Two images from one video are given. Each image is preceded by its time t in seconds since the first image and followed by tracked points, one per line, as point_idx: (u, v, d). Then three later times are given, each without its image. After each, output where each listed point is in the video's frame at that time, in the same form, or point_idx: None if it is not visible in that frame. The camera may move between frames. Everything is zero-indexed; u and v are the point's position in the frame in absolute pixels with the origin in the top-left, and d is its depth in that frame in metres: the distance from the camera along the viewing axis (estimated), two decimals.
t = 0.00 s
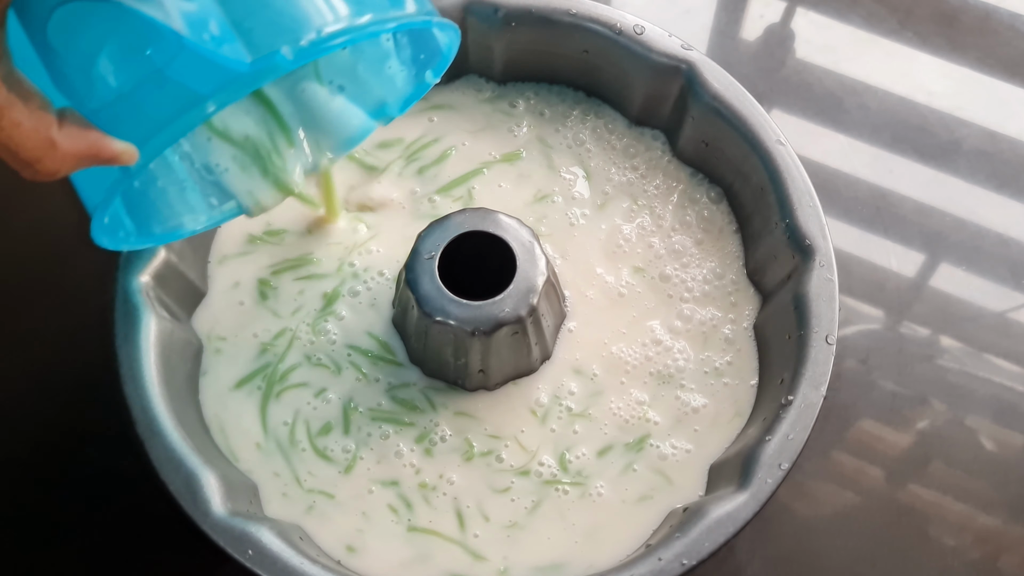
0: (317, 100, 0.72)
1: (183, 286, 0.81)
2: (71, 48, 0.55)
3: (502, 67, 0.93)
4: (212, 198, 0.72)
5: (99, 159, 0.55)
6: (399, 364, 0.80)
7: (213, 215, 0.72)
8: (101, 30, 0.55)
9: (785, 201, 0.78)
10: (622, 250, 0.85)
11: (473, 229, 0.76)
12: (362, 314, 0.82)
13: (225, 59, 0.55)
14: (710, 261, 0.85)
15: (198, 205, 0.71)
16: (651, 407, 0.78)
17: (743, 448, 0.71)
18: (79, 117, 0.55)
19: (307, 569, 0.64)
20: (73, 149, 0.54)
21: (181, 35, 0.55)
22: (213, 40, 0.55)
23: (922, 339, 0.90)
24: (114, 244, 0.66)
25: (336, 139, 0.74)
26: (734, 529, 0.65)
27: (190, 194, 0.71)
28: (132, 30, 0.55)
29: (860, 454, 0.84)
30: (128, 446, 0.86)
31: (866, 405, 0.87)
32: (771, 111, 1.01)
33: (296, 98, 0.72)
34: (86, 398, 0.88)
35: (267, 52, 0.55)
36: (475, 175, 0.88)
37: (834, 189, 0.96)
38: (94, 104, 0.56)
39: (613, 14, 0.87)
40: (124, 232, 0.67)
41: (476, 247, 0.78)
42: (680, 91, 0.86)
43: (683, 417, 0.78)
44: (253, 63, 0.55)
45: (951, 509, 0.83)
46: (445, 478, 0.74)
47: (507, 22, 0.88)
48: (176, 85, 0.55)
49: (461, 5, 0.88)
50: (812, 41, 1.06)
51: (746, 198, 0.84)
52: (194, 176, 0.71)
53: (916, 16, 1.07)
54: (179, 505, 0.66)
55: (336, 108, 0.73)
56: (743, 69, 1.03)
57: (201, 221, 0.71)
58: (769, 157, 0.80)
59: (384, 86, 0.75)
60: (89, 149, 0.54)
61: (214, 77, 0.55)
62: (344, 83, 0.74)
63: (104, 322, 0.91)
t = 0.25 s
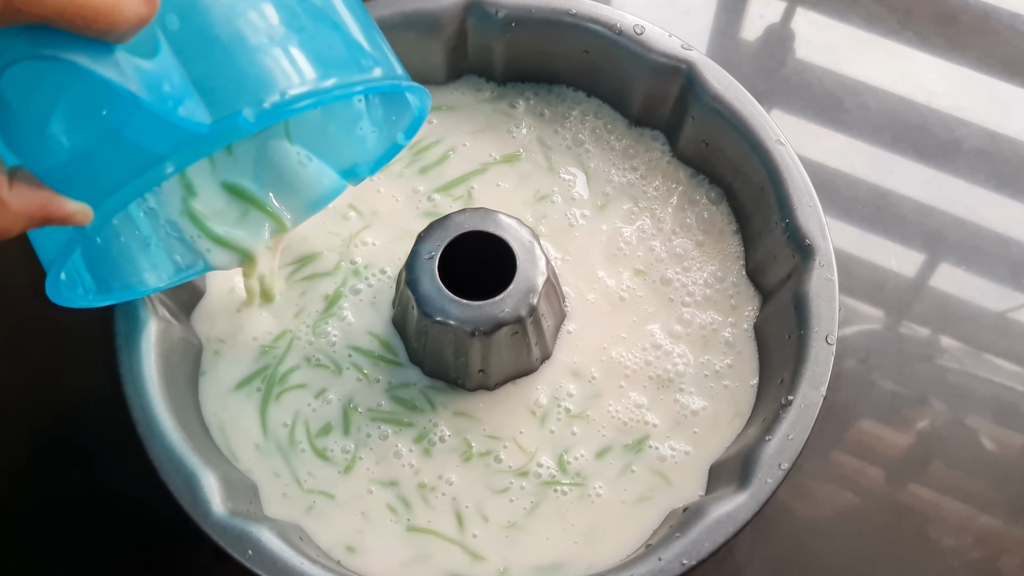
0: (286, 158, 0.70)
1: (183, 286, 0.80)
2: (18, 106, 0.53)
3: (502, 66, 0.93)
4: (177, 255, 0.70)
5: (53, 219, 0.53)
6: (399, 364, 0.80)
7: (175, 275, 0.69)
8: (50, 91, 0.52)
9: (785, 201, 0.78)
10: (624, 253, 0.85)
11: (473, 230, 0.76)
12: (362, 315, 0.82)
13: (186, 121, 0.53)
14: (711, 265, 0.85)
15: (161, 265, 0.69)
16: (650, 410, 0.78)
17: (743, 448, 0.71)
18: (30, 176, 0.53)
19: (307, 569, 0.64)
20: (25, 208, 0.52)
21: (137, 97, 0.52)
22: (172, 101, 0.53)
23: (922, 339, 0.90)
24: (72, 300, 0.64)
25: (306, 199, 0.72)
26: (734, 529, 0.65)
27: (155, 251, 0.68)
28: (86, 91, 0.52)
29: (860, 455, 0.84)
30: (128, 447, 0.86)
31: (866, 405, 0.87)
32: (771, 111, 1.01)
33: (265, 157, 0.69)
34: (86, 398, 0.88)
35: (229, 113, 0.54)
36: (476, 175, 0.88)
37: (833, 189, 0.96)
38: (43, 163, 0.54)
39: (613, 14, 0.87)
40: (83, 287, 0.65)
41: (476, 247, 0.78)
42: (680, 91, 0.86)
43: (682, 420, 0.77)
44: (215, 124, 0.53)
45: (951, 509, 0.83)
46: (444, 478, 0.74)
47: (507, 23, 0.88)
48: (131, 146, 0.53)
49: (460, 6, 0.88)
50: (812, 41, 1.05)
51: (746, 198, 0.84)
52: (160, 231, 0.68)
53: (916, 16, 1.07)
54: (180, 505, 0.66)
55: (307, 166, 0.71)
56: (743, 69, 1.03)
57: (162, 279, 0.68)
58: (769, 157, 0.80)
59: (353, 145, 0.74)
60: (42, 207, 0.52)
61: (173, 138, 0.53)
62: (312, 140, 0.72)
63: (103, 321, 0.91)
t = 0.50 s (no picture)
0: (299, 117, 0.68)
1: (182, 284, 0.80)
2: (16, 115, 0.52)
3: (502, 65, 0.92)
4: (194, 221, 0.65)
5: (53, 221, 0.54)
6: (399, 364, 0.79)
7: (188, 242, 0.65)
8: (48, 100, 0.52)
9: (786, 201, 0.78)
10: (623, 251, 0.84)
11: (473, 229, 0.76)
12: (363, 315, 0.81)
13: (185, 128, 0.52)
14: (711, 263, 0.85)
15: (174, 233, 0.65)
16: (649, 410, 0.77)
17: (743, 448, 0.70)
18: (32, 180, 0.53)
19: (307, 569, 0.63)
20: (26, 214, 0.53)
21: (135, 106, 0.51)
22: (172, 107, 0.52)
23: (922, 339, 0.89)
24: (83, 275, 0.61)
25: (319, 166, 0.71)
26: (734, 529, 0.65)
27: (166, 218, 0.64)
28: (82, 104, 0.51)
29: (860, 455, 0.84)
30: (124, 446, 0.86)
31: (867, 406, 0.86)
32: (771, 111, 1.01)
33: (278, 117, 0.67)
34: (82, 396, 0.87)
35: (230, 115, 0.53)
36: (477, 174, 0.88)
37: (833, 189, 0.96)
38: (43, 170, 0.53)
39: (613, 13, 0.86)
40: (95, 260, 0.62)
41: (475, 246, 0.78)
42: (681, 90, 0.86)
43: (681, 419, 0.77)
44: (216, 128, 0.52)
45: (951, 510, 0.83)
46: (444, 479, 0.74)
47: (507, 22, 0.88)
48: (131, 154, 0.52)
49: (460, 4, 0.88)
50: (812, 41, 1.05)
51: (747, 198, 0.84)
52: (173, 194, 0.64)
53: (916, 16, 1.06)
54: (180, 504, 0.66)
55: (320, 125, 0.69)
56: (743, 69, 1.02)
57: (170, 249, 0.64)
58: (769, 156, 0.79)
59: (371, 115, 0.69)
60: (41, 212, 0.53)
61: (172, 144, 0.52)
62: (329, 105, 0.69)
63: (100, 320, 0.90)
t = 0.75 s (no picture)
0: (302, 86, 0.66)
1: (182, 284, 0.80)
2: (15, 111, 0.52)
3: (502, 65, 0.92)
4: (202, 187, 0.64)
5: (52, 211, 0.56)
6: (399, 364, 0.79)
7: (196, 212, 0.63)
8: (46, 96, 0.52)
9: (786, 201, 0.78)
10: (623, 250, 0.84)
11: (473, 229, 0.76)
12: (364, 315, 0.81)
13: (183, 119, 0.52)
14: (711, 263, 0.85)
15: (184, 201, 0.64)
16: (649, 409, 0.77)
17: (742, 448, 0.71)
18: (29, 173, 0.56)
19: (307, 569, 0.63)
20: (26, 206, 0.56)
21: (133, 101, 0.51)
22: (173, 96, 0.52)
23: (921, 339, 0.89)
24: (89, 248, 0.63)
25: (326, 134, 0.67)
26: (734, 529, 0.65)
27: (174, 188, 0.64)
28: (81, 100, 0.52)
29: (860, 455, 0.84)
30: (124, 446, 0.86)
31: (866, 406, 0.86)
32: (771, 111, 1.01)
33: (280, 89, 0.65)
34: (83, 396, 0.87)
35: (229, 103, 0.52)
36: (477, 174, 0.88)
37: (833, 189, 0.96)
38: (45, 162, 0.54)
39: (613, 13, 0.86)
40: (104, 233, 0.63)
41: (475, 246, 0.78)
42: (681, 90, 0.86)
43: (682, 419, 0.77)
44: (215, 116, 0.52)
45: (951, 510, 0.83)
46: (445, 478, 0.74)
47: (507, 22, 0.88)
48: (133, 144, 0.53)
49: (460, 4, 0.88)
50: (812, 41, 1.05)
51: (748, 197, 0.84)
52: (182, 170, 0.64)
53: (915, 16, 1.06)
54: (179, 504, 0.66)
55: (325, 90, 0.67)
56: (743, 69, 1.03)
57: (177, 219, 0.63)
58: (770, 156, 0.79)
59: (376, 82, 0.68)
60: (40, 204, 0.56)
61: (172, 134, 0.52)
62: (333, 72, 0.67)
63: (100, 320, 0.90)
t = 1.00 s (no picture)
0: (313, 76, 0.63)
1: (182, 285, 0.80)
2: (17, 136, 0.53)
3: (502, 66, 0.92)
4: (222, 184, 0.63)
5: (59, 233, 0.60)
6: (400, 365, 0.79)
7: (212, 207, 0.63)
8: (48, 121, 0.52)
9: (786, 201, 0.78)
10: (624, 250, 0.84)
11: (473, 229, 0.76)
12: (367, 317, 0.81)
13: (185, 135, 0.52)
14: (711, 262, 0.85)
15: (201, 197, 0.64)
16: (649, 409, 0.77)
17: (742, 448, 0.71)
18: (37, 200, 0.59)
19: (307, 569, 0.63)
20: (36, 229, 0.59)
21: (134, 123, 0.51)
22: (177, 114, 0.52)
23: (921, 339, 0.89)
24: (108, 254, 0.63)
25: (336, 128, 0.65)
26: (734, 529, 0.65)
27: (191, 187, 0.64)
28: (79, 127, 0.52)
29: (860, 455, 0.84)
30: (125, 446, 0.86)
31: (866, 405, 0.86)
32: (771, 111, 1.01)
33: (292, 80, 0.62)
34: (86, 397, 0.88)
35: (230, 118, 0.52)
36: (477, 175, 0.88)
37: (833, 189, 0.96)
38: (50, 188, 0.55)
39: (614, 13, 0.86)
40: (122, 238, 0.64)
41: (475, 246, 0.78)
42: (681, 90, 0.86)
43: (682, 418, 0.77)
44: (217, 132, 0.52)
45: (951, 510, 0.83)
46: (445, 478, 0.74)
47: (507, 23, 0.88)
48: (137, 165, 0.53)
49: (460, 5, 0.88)
50: (812, 41, 1.05)
51: (748, 198, 0.84)
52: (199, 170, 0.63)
53: (915, 16, 1.07)
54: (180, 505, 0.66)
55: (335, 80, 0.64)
56: (743, 69, 1.03)
57: (189, 219, 0.63)
58: (769, 156, 0.79)
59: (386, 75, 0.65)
60: (48, 227, 0.59)
61: (177, 152, 0.52)
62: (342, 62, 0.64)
63: (101, 321, 0.90)
